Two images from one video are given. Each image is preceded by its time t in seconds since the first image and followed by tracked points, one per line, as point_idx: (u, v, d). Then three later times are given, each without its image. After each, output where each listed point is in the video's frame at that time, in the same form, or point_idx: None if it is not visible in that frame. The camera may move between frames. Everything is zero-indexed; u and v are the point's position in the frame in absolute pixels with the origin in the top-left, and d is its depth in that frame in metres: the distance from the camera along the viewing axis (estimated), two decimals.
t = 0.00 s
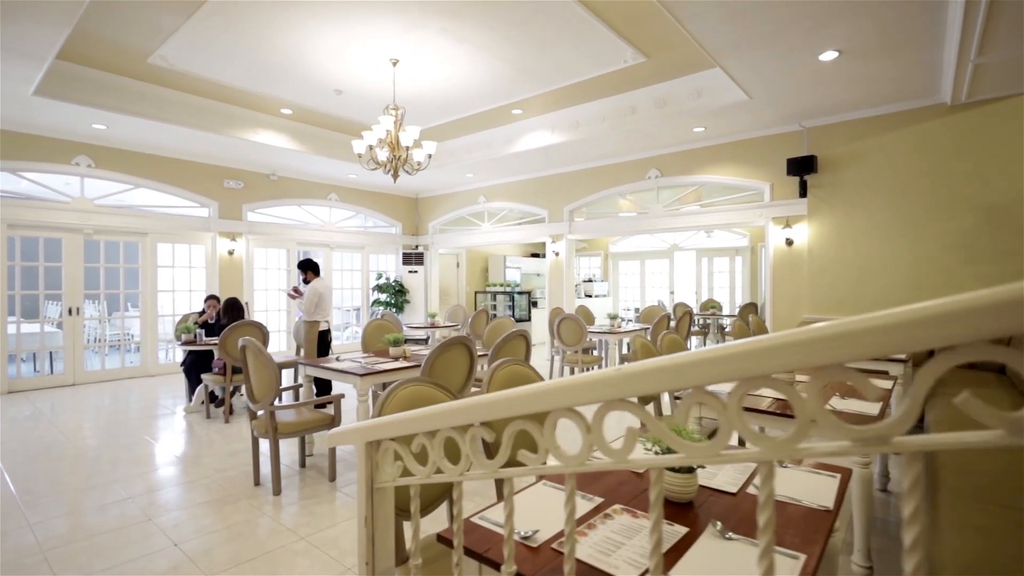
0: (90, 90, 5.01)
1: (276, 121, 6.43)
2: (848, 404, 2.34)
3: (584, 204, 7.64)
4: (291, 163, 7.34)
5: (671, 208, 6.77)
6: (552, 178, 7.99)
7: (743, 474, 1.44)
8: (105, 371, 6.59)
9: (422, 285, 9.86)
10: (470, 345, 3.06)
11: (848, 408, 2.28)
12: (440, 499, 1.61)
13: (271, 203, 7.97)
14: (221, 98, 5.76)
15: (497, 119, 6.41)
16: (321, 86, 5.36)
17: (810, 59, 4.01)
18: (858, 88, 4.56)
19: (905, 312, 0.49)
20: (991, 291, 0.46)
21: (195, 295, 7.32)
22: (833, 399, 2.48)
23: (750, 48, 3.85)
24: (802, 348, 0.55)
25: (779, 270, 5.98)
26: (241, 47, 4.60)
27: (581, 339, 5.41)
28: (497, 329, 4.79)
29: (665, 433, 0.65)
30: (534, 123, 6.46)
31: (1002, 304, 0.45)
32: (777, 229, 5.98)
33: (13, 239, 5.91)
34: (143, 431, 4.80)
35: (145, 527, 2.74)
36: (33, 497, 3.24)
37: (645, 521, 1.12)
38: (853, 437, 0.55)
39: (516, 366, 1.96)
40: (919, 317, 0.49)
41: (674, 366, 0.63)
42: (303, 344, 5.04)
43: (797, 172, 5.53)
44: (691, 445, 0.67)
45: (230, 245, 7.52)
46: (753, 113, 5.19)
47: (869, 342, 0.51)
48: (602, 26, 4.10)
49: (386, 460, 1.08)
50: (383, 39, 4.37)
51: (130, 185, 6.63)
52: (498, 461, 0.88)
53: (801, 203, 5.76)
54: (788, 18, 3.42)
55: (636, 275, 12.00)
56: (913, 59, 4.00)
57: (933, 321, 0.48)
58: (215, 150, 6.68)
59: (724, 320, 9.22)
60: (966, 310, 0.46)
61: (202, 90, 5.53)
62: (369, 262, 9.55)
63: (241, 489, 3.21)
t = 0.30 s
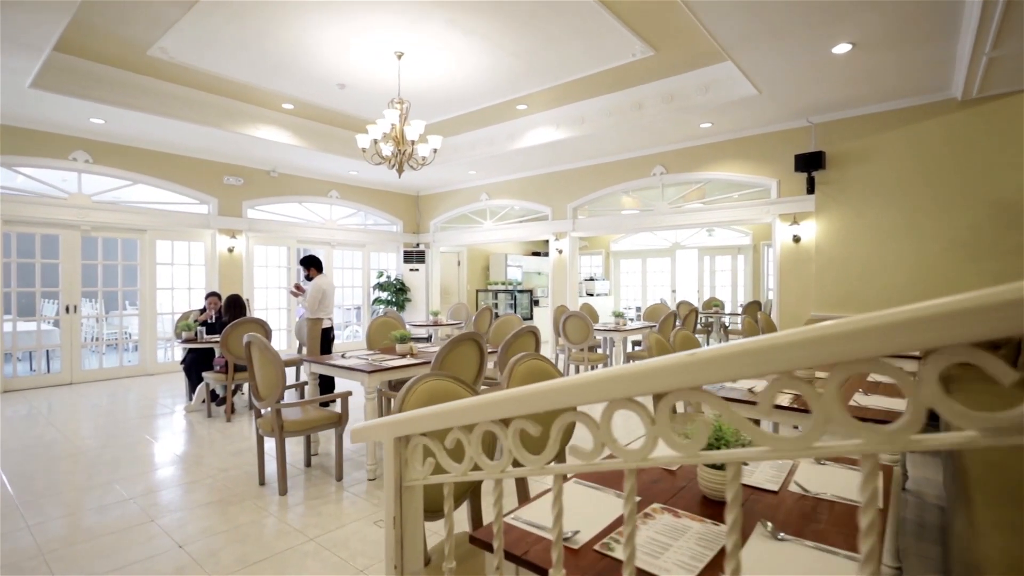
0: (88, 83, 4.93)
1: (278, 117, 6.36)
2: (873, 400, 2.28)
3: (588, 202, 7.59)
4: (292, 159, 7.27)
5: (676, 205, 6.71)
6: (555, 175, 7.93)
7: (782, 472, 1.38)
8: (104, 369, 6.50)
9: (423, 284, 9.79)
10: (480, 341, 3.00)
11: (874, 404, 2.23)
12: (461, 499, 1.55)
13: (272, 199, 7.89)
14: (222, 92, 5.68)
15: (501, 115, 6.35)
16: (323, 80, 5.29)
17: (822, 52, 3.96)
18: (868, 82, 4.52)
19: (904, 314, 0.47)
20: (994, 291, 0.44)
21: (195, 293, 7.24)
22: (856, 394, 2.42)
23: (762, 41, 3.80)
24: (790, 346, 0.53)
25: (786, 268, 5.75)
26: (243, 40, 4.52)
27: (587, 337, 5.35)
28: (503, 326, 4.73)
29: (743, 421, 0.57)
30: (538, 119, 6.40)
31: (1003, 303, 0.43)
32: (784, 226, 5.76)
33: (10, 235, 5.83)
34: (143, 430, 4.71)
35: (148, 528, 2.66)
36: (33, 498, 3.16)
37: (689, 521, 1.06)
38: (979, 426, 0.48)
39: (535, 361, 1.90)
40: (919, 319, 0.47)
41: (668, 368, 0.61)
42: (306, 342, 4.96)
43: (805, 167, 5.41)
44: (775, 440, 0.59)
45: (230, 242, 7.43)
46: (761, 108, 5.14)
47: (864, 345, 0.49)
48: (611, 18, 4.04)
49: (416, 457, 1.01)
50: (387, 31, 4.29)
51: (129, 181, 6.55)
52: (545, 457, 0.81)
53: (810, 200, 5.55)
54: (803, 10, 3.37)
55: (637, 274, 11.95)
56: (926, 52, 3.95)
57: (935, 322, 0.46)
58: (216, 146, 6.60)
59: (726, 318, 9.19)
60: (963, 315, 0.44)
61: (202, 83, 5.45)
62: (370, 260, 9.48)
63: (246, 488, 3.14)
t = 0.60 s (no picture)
0: (84, 76, 4.82)
1: (276, 112, 6.26)
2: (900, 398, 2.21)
3: (590, 199, 7.52)
4: (290, 155, 7.16)
5: (680, 202, 6.64)
6: (557, 172, 7.86)
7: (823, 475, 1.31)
8: (99, 369, 6.38)
9: (422, 282, 9.70)
10: (488, 338, 2.93)
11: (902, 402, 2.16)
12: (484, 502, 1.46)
13: (270, 196, 7.78)
14: (221, 86, 5.58)
15: (503, 111, 6.28)
16: (324, 74, 5.20)
17: (834, 44, 3.90)
18: (877, 76, 4.47)
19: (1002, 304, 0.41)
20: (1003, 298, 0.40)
21: (192, 291, 7.12)
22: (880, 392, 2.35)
23: (773, 33, 3.73)
24: (782, 356, 0.49)
25: (791, 265, 5.66)
26: (243, 31, 4.43)
27: (592, 335, 5.28)
28: (508, 324, 4.66)
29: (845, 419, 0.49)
30: (541, 114, 6.32)
31: (1010, 312, 0.39)
32: (790, 223, 5.67)
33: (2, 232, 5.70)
34: (139, 431, 4.60)
35: (146, 532, 2.57)
36: (26, 501, 3.06)
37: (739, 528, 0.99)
38: None
39: (553, 357, 1.83)
40: (922, 326, 0.43)
41: (665, 373, 0.59)
42: (306, 340, 4.87)
43: (811, 164, 5.35)
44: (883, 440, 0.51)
45: (228, 240, 7.32)
46: (768, 103, 5.09)
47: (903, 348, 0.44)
48: (619, 9, 3.97)
49: (446, 460, 0.93)
50: (390, 22, 4.20)
51: (124, 177, 6.43)
52: (597, 462, 0.73)
53: (816, 196, 5.47)
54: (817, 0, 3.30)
55: (637, 273, 11.90)
56: (937, 44, 3.90)
57: (945, 328, 0.42)
58: (214, 141, 6.49)
59: (728, 317, 9.14)
60: (965, 324, 0.41)
61: (200, 77, 5.35)
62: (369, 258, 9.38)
63: (248, 491, 3.05)
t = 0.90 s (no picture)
0: (75, 67, 4.70)
1: (273, 106, 6.15)
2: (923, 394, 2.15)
3: (591, 196, 7.44)
4: (287, 151, 7.05)
5: (682, 199, 6.59)
6: (557, 169, 7.79)
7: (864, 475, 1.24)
8: (90, 368, 6.24)
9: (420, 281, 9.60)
10: (496, 335, 2.85)
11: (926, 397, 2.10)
12: (503, 504, 1.37)
13: (265, 193, 7.66)
14: (215, 79, 5.46)
15: (504, 106, 6.19)
16: (323, 67, 5.10)
17: (842, 37, 3.85)
18: (884, 70, 4.43)
19: None
20: (1009, 302, 0.39)
21: (186, 289, 6.99)
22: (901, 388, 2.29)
23: (782, 24, 3.67)
24: (892, 341, 0.43)
25: (795, 262, 5.63)
26: (240, 22, 4.32)
27: (595, 332, 5.21)
28: (511, 322, 4.58)
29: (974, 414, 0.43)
30: (542, 110, 6.24)
31: None
32: (793, 219, 5.62)
33: None
34: (132, 431, 4.48)
35: (142, 536, 2.47)
36: (16, 504, 2.95)
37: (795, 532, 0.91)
38: None
39: (569, 353, 1.75)
40: None
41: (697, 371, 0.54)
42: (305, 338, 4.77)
43: (816, 160, 5.30)
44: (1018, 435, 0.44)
45: (223, 237, 7.20)
46: (773, 98, 5.04)
47: None
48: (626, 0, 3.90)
49: (479, 460, 0.86)
50: (391, 13, 4.11)
51: (117, 172, 6.30)
52: (658, 462, 0.66)
53: (820, 192, 5.43)
54: None
55: (635, 271, 11.85)
56: (947, 37, 3.86)
57: None
58: (209, 136, 6.37)
59: (728, 315, 9.10)
60: None
61: (195, 69, 5.23)
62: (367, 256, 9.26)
63: (247, 492, 2.95)
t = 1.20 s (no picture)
0: (63, 56, 4.56)
1: (268, 100, 6.03)
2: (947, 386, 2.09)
3: (590, 193, 7.38)
4: (281, 146, 6.93)
5: (682, 195, 6.54)
6: (555, 166, 7.72)
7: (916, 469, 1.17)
8: (79, 368, 6.07)
9: (416, 279, 9.49)
10: (504, 329, 2.76)
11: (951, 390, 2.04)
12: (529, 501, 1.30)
13: (259, 189, 7.52)
14: (209, 71, 5.33)
15: (503, 100, 6.11)
16: (320, 59, 4.99)
17: (850, 31, 3.81)
18: (889, 65, 4.40)
19: None
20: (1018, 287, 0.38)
21: (177, 287, 6.83)
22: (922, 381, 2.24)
23: (790, 17, 3.62)
24: None
25: (797, 258, 5.60)
26: (235, 11, 4.21)
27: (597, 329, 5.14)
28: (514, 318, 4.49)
29: None
30: (541, 105, 6.17)
31: None
32: (795, 216, 5.59)
33: None
34: (122, 432, 4.34)
35: (135, 540, 2.36)
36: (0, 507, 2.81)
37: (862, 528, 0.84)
38: None
39: (590, 343, 1.68)
40: None
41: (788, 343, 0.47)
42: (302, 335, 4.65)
43: (818, 156, 5.27)
44: None
45: (216, 233, 7.06)
46: (776, 93, 5.00)
47: None
48: None
49: (521, 450, 0.77)
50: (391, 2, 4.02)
51: (106, 166, 6.14)
52: (740, 449, 0.58)
53: (822, 188, 5.40)
54: None
55: (632, 270, 11.81)
56: (954, 31, 3.83)
57: None
58: (202, 130, 6.23)
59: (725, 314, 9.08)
60: None
61: (188, 60, 5.11)
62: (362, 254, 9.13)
63: (244, 494, 2.84)
